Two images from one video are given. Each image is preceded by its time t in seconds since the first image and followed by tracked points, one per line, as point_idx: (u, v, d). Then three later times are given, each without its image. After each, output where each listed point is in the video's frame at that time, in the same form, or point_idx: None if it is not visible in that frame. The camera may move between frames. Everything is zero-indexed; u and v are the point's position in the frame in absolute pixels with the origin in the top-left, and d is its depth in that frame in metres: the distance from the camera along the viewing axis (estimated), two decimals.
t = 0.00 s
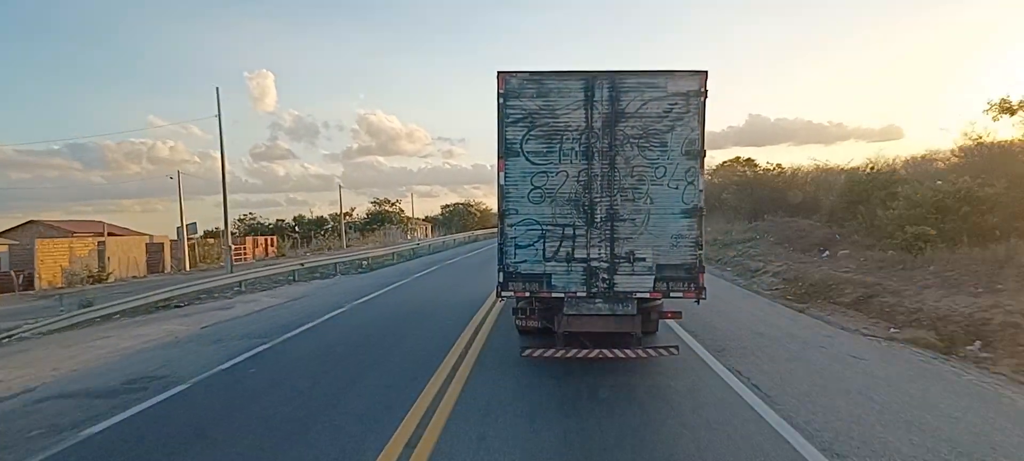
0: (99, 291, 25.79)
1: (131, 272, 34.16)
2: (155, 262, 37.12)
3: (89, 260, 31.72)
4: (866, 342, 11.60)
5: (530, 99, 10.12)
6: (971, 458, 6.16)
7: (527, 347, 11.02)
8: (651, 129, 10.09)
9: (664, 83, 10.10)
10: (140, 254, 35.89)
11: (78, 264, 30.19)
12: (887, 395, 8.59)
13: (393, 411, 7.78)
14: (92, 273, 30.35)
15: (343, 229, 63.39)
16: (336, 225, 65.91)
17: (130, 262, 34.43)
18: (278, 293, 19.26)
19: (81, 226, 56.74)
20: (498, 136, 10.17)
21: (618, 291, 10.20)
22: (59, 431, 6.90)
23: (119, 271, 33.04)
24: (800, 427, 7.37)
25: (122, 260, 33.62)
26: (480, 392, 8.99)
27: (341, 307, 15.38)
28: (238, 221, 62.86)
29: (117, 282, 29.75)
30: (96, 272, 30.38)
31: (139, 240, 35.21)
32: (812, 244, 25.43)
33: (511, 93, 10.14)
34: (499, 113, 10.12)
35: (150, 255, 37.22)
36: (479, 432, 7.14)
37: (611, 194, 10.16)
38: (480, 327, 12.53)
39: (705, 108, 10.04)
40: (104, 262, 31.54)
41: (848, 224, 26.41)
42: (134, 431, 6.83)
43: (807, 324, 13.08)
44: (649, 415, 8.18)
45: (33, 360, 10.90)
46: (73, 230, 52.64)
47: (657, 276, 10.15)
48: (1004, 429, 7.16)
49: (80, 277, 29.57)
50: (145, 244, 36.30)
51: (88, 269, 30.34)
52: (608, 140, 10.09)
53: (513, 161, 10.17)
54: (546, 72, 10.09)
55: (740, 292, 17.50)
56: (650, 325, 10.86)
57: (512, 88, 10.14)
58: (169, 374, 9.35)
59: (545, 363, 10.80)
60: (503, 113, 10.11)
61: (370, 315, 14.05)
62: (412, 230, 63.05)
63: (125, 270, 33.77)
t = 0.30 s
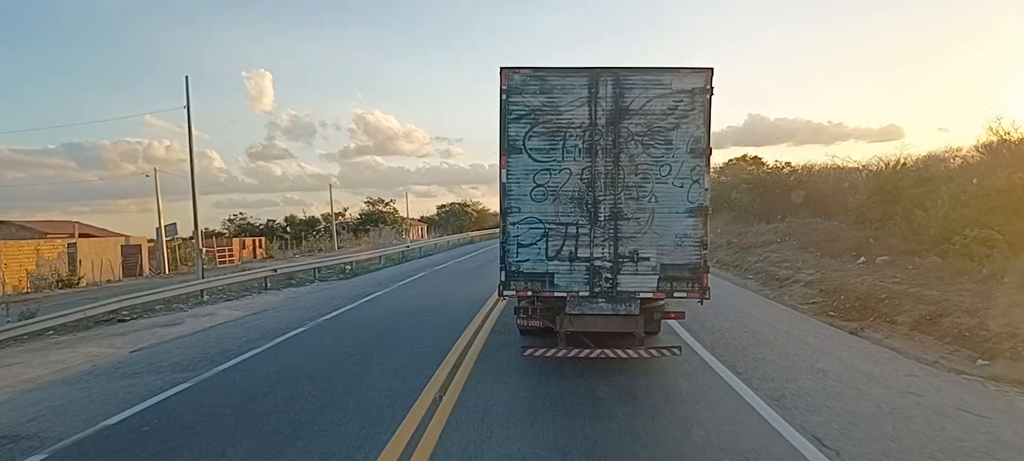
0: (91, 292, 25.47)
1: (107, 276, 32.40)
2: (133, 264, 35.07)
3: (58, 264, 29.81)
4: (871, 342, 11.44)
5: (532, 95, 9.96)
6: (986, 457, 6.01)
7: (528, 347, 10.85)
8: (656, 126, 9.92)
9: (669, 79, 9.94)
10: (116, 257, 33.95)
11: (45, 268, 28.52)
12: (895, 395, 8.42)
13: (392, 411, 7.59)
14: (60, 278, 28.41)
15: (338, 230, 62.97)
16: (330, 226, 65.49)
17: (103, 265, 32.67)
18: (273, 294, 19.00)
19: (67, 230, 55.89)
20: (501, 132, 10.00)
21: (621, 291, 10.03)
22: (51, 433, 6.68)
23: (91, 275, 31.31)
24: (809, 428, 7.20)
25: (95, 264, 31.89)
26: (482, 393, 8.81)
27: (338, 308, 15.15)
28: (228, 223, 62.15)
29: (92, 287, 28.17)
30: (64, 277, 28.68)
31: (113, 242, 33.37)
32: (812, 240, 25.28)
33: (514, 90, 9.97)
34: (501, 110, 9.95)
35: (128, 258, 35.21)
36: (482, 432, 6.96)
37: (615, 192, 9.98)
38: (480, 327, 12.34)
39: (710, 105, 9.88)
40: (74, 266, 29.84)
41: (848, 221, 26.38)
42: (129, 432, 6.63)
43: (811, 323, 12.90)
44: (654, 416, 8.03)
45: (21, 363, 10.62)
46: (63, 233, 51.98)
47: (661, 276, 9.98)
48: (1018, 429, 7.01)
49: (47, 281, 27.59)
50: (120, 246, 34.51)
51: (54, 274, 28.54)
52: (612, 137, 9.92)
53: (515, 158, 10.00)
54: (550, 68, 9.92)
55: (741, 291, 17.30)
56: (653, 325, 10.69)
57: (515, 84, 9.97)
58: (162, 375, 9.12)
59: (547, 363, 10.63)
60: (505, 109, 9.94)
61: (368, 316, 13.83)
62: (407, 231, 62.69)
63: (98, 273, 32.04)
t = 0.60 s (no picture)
0: (86, 295, 25.31)
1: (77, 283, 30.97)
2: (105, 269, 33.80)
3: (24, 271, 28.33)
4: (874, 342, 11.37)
5: (534, 95, 9.87)
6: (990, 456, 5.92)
7: (530, 349, 10.77)
8: (658, 126, 9.84)
9: (672, 78, 9.85)
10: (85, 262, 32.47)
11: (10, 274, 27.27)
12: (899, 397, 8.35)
13: (391, 412, 7.51)
14: (25, 285, 26.99)
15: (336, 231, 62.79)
16: (327, 227, 65.26)
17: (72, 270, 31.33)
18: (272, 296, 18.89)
19: (49, 233, 54.75)
20: (502, 132, 9.91)
21: (623, 292, 9.94)
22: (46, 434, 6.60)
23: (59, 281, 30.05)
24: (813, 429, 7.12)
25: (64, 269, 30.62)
26: (483, 395, 8.71)
27: (338, 310, 15.05)
28: (222, 224, 61.80)
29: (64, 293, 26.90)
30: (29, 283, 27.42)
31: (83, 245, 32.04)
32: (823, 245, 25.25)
33: (515, 89, 9.88)
34: (502, 109, 9.86)
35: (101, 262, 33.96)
36: (483, 434, 6.89)
37: (617, 192, 9.90)
38: (481, 329, 12.24)
39: (713, 104, 9.79)
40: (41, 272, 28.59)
41: (862, 226, 26.44)
42: (125, 434, 6.54)
43: (815, 325, 12.80)
44: (656, 417, 7.95)
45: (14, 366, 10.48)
46: (57, 235, 51.65)
47: (664, 277, 9.89)
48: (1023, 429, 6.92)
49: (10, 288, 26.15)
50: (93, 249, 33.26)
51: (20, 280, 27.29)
52: (614, 137, 9.83)
53: (517, 158, 9.92)
54: (551, 67, 9.83)
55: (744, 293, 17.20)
56: (656, 326, 10.60)
57: (516, 83, 9.88)
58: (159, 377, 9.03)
59: (547, 364, 10.56)
60: (506, 109, 9.86)
61: (368, 319, 13.73)
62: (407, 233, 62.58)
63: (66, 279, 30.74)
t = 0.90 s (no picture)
0: (84, 300, 25.15)
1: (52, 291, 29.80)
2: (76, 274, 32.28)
3: None
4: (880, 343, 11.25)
5: (534, 95, 9.76)
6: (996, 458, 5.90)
7: (531, 352, 10.68)
8: (660, 126, 9.72)
9: (673, 78, 9.74)
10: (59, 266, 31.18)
11: None
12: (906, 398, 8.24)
13: (390, 417, 7.40)
14: None
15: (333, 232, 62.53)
16: (325, 229, 64.98)
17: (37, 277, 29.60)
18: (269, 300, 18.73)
19: (23, 234, 52.88)
20: (502, 134, 9.80)
21: (626, 294, 9.85)
22: (39, 440, 6.49)
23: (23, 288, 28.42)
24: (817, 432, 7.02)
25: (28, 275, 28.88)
26: (484, 398, 8.64)
27: (336, 313, 14.91)
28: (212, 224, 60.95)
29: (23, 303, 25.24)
30: None
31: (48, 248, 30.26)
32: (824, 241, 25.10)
33: (515, 90, 9.76)
34: (502, 111, 9.76)
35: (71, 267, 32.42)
36: (483, 438, 6.77)
37: (619, 194, 9.79)
38: (482, 332, 12.14)
39: (716, 104, 9.68)
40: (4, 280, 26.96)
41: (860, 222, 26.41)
42: (120, 440, 6.44)
43: (818, 325, 12.73)
44: (659, 420, 7.84)
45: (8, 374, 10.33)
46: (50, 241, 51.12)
47: (667, 279, 9.79)
48: None
49: None
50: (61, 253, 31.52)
51: None
52: (615, 138, 9.72)
53: (517, 160, 9.81)
54: (552, 68, 9.72)
55: (745, 293, 17.14)
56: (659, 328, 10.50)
57: (516, 84, 9.77)
58: (156, 382, 8.92)
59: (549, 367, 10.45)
60: (506, 110, 9.75)
61: (367, 322, 13.61)
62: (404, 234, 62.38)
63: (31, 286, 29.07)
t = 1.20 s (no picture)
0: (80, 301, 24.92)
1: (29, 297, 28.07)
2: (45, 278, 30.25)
3: None
4: (889, 347, 11.11)
5: (538, 91, 9.61)
6: None
7: (535, 351, 10.54)
8: (667, 122, 9.57)
9: (680, 73, 9.59)
10: (31, 269, 29.13)
11: None
12: (917, 401, 8.09)
13: (393, 418, 7.23)
14: None
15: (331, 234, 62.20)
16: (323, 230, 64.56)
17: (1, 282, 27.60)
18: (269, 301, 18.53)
19: None
20: (506, 130, 9.66)
21: (631, 293, 9.70)
22: (34, 442, 6.33)
23: None
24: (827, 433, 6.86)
25: None
26: (488, 397, 8.51)
27: (337, 314, 14.73)
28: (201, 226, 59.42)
29: None
30: None
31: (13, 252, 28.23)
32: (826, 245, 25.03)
33: (520, 85, 9.62)
34: (506, 106, 9.61)
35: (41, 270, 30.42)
36: (487, 438, 6.62)
37: (624, 190, 9.64)
38: (485, 331, 11.99)
39: (723, 100, 9.54)
40: None
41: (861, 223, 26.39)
42: (118, 441, 6.30)
43: (825, 328, 12.59)
44: (666, 420, 7.70)
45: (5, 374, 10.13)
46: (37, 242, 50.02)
47: (673, 277, 9.63)
48: None
49: None
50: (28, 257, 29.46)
51: None
52: (621, 134, 9.57)
53: (521, 156, 9.66)
54: (556, 63, 9.57)
55: (750, 295, 17.00)
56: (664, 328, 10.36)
57: (520, 79, 9.62)
58: (154, 384, 8.75)
59: (554, 368, 10.29)
60: (510, 106, 9.61)
61: (369, 323, 13.45)
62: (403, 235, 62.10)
63: None
